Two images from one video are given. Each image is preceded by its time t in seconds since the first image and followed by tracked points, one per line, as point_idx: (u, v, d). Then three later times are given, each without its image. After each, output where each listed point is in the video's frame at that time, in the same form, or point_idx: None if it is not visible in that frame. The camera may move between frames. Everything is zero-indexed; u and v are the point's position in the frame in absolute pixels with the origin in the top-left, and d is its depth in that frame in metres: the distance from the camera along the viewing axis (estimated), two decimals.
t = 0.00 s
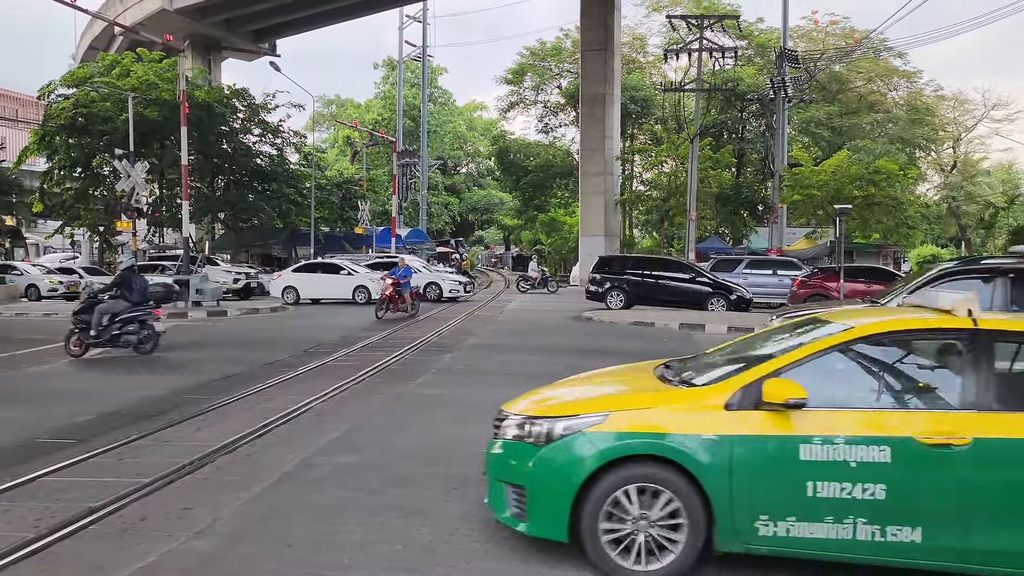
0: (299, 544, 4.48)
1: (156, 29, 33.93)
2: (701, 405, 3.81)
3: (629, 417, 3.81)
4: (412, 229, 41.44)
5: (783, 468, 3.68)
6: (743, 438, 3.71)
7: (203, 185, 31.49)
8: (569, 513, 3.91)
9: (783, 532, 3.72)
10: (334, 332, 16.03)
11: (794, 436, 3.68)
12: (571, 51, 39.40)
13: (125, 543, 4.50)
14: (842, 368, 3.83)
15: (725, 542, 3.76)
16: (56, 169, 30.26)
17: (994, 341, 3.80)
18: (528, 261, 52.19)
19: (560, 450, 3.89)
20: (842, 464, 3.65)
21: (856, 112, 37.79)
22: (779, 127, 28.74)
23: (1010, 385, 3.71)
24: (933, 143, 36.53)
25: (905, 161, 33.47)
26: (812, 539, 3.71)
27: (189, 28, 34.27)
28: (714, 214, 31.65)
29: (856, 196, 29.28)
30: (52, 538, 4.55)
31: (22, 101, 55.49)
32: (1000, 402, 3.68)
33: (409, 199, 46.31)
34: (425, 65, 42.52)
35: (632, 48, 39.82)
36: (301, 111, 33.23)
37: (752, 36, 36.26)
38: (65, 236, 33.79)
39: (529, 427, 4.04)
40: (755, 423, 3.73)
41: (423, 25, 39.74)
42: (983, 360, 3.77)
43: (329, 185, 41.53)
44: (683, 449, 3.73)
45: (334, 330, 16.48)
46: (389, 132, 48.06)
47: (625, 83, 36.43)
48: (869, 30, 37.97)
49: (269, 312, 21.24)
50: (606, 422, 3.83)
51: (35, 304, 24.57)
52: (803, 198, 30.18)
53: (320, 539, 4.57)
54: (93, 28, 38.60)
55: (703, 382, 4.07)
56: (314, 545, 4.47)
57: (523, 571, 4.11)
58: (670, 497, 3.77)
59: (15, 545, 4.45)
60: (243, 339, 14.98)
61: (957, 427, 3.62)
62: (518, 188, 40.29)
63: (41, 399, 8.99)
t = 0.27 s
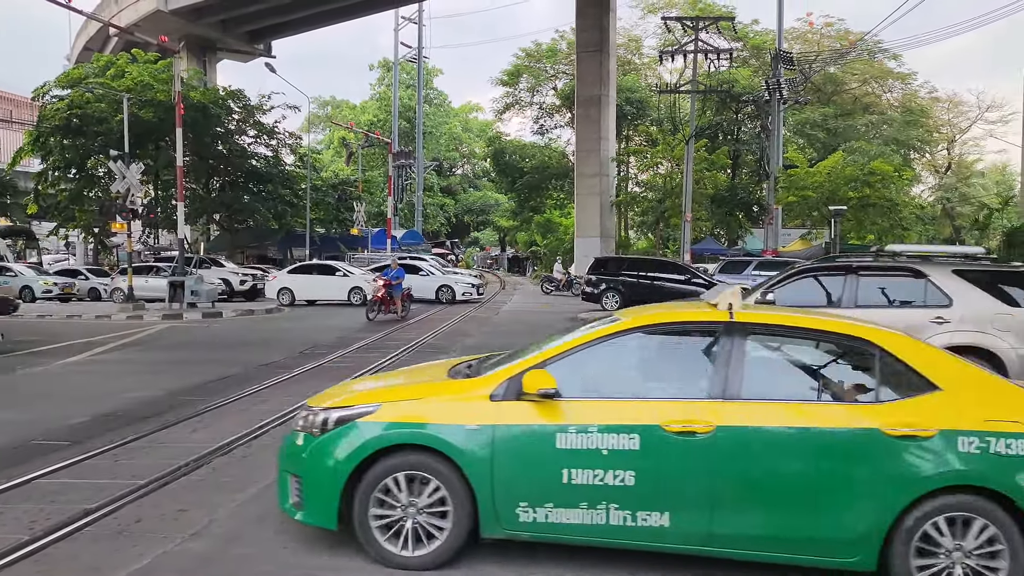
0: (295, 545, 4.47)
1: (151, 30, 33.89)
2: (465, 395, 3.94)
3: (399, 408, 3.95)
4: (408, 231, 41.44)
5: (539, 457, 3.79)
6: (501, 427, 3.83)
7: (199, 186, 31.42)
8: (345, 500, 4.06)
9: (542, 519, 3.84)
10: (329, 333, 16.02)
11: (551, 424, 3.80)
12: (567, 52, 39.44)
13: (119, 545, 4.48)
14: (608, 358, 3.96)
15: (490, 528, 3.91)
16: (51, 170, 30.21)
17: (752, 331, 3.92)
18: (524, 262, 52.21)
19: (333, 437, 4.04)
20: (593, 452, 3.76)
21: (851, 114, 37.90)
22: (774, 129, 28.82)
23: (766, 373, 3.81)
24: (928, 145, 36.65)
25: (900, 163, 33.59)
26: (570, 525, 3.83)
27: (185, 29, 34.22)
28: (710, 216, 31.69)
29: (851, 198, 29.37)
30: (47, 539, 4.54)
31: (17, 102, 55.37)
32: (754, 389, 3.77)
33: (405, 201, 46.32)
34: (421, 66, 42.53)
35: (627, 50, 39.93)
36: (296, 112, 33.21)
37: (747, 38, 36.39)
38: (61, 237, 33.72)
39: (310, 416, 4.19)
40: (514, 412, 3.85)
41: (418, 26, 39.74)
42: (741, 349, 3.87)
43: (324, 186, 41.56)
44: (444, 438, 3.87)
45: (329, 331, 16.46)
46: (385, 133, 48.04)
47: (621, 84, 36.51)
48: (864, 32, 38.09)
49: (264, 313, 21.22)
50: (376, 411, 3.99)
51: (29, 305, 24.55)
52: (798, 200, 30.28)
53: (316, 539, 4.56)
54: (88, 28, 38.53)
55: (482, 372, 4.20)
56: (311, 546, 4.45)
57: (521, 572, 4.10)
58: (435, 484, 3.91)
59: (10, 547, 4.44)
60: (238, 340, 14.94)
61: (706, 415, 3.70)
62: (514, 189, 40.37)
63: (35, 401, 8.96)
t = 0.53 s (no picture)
0: (290, 547, 4.43)
1: (148, 32, 33.88)
2: (259, 388, 4.12)
3: (194, 404, 4.11)
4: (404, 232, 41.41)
5: (326, 446, 3.98)
6: (293, 418, 4.02)
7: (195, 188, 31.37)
8: (143, 491, 4.19)
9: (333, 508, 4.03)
10: (325, 335, 15.98)
11: (340, 414, 4.00)
12: (564, 54, 39.50)
13: (114, 547, 4.45)
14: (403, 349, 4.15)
15: (282, 518, 4.09)
16: (48, 172, 30.17)
17: (536, 320, 4.11)
18: (521, 263, 52.23)
19: (129, 436, 4.17)
20: (375, 441, 3.96)
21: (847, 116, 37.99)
22: (770, 130, 28.90)
23: (546, 361, 4.01)
24: (924, 146, 36.73)
25: (896, 165, 33.65)
26: (359, 513, 4.02)
27: (181, 31, 34.19)
28: (706, 218, 31.72)
29: (848, 200, 29.42)
30: (42, 542, 4.51)
31: (13, 104, 55.26)
32: (533, 376, 3.97)
33: (402, 202, 46.30)
34: (417, 68, 42.50)
35: (624, 52, 40.01)
36: (293, 114, 33.21)
37: (743, 40, 36.49)
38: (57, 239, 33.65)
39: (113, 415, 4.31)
40: (305, 403, 4.04)
41: (415, 28, 39.77)
42: (525, 338, 4.07)
43: (321, 187, 41.58)
44: (233, 432, 4.04)
45: (326, 333, 16.42)
46: (382, 135, 48.03)
47: (617, 86, 36.56)
48: (860, 34, 38.19)
49: (261, 315, 21.18)
50: (169, 407, 4.14)
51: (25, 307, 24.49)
52: (794, 201, 30.40)
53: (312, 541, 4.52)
54: (83, 30, 38.47)
55: (280, 364, 4.37)
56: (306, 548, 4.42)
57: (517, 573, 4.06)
58: (230, 475, 4.08)
59: (4, 549, 4.40)
60: (235, 342, 14.90)
61: (484, 403, 3.91)
62: (511, 191, 40.40)
63: (30, 403, 8.90)
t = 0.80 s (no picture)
0: (288, 549, 4.46)
1: (145, 33, 33.87)
2: (65, 386, 4.35)
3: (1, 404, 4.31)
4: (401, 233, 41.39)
5: (125, 440, 4.21)
6: (97, 414, 4.24)
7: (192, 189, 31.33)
8: None
9: (134, 502, 4.26)
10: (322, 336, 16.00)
11: (144, 409, 4.23)
12: (561, 56, 39.54)
13: (112, 547, 4.48)
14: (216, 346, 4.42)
15: (87, 513, 4.31)
16: (44, 173, 30.10)
17: (336, 316, 4.38)
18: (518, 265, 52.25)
19: None
20: (176, 435, 4.20)
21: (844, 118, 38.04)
22: (767, 132, 28.94)
23: (345, 354, 4.27)
24: (920, 148, 36.80)
25: (893, 166, 33.71)
26: (159, 506, 4.26)
27: (178, 32, 34.15)
28: (703, 219, 31.73)
29: (845, 201, 29.45)
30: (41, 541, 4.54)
31: (10, 105, 55.13)
32: (327, 368, 4.24)
33: (399, 203, 46.27)
34: (415, 69, 42.49)
35: (621, 54, 40.04)
36: (291, 114, 33.19)
37: (740, 41, 36.57)
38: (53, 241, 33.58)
39: None
40: (108, 399, 4.27)
41: (412, 29, 39.78)
42: (325, 333, 4.34)
43: (318, 189, 41.60)
44: (36, 429, 4.25)
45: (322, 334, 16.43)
46: (379, 136, 47.97)
47: (615, 87, 36.56)
48: (857, 36, 38.26)
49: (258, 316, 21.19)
50: None
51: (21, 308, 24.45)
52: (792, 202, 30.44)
53: (309, 543, 4.55)
54: (80, 30, 38.41)
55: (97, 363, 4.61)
56: (302, 549, 4.45)
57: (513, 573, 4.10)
58: (39, 474, 4.28)
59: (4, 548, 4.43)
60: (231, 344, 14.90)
61: (274, 396, 4.16)
62: (509, 192, 40.40)
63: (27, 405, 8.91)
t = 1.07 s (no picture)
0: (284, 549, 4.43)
1: (143, 33, 33.87)
2: None
3: None
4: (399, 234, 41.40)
5: None
6: None
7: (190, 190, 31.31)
8: None
9: None
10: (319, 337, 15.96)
11: None
12: (559, 57, 39.60)
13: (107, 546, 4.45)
14: (30, 341, 4.37)
15: None
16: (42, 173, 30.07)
17: (159, 313, 4.29)
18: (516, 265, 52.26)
19: None
20: None
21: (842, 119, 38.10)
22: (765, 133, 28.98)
23: (160, 347, 4.18)
24: (918, 149, 36.87)
25: (891, 167, 33.77)
26: None
27: (176, 33, 34.12)
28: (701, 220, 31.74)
29: (843, 202, 29.49)
30: (36, 538, 4.50)
31: (7, 105, 55.00)
32: (140, 362, 4.15)
33: (397, 204, 46.26)
34: (413, 70, 42.51)
35: (619, 55, 40.07)
36: (289, 115, 33.19)
37: (738, 42, 36.63)
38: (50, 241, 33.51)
39: None
40: None
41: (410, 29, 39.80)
42: (142, 327, 4.25)
43: (316, 189, 41.64)
44: None
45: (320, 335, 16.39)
46: (377, 137, 47.96)
47: (613, 88, 36.58)
48: (855, 37, 38.33)
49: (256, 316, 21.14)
50: None
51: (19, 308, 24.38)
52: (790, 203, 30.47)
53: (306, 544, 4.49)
54: (78, 31, 38.35)
55: None
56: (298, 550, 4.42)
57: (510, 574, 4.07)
58: None
59: None
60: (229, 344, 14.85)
61: (88, 392, 4.06)
62: (507, 193, 40.40)
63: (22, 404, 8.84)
